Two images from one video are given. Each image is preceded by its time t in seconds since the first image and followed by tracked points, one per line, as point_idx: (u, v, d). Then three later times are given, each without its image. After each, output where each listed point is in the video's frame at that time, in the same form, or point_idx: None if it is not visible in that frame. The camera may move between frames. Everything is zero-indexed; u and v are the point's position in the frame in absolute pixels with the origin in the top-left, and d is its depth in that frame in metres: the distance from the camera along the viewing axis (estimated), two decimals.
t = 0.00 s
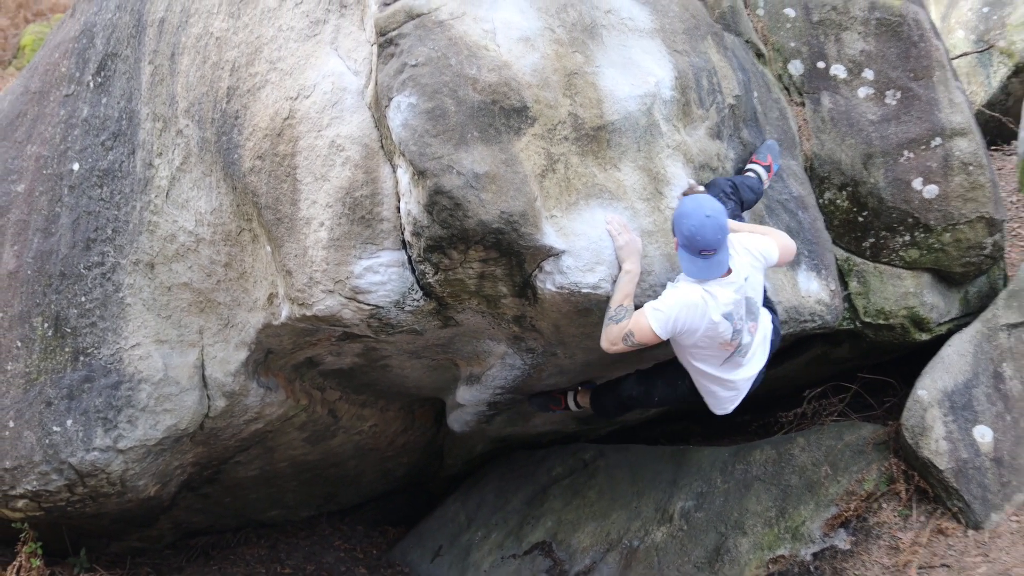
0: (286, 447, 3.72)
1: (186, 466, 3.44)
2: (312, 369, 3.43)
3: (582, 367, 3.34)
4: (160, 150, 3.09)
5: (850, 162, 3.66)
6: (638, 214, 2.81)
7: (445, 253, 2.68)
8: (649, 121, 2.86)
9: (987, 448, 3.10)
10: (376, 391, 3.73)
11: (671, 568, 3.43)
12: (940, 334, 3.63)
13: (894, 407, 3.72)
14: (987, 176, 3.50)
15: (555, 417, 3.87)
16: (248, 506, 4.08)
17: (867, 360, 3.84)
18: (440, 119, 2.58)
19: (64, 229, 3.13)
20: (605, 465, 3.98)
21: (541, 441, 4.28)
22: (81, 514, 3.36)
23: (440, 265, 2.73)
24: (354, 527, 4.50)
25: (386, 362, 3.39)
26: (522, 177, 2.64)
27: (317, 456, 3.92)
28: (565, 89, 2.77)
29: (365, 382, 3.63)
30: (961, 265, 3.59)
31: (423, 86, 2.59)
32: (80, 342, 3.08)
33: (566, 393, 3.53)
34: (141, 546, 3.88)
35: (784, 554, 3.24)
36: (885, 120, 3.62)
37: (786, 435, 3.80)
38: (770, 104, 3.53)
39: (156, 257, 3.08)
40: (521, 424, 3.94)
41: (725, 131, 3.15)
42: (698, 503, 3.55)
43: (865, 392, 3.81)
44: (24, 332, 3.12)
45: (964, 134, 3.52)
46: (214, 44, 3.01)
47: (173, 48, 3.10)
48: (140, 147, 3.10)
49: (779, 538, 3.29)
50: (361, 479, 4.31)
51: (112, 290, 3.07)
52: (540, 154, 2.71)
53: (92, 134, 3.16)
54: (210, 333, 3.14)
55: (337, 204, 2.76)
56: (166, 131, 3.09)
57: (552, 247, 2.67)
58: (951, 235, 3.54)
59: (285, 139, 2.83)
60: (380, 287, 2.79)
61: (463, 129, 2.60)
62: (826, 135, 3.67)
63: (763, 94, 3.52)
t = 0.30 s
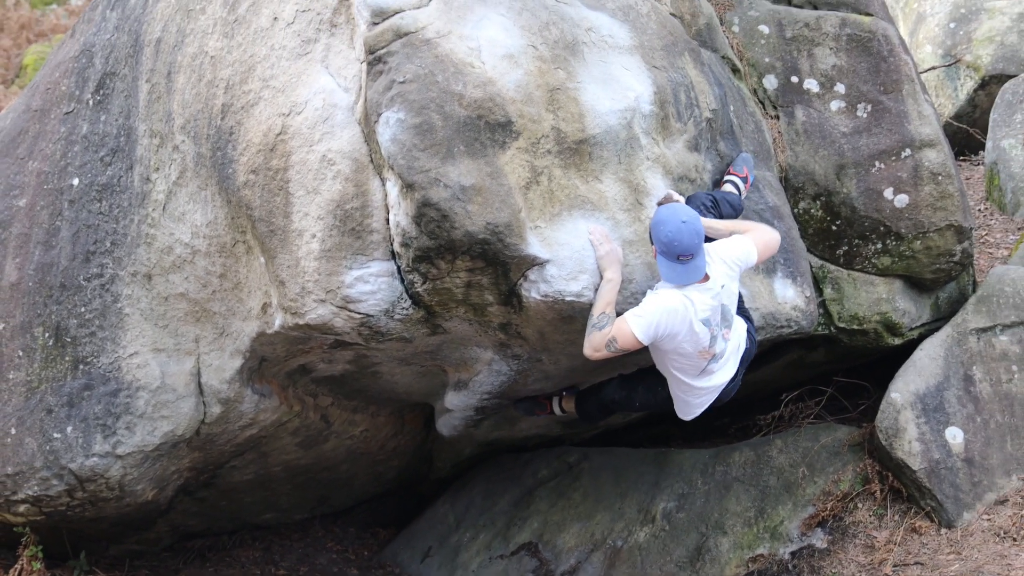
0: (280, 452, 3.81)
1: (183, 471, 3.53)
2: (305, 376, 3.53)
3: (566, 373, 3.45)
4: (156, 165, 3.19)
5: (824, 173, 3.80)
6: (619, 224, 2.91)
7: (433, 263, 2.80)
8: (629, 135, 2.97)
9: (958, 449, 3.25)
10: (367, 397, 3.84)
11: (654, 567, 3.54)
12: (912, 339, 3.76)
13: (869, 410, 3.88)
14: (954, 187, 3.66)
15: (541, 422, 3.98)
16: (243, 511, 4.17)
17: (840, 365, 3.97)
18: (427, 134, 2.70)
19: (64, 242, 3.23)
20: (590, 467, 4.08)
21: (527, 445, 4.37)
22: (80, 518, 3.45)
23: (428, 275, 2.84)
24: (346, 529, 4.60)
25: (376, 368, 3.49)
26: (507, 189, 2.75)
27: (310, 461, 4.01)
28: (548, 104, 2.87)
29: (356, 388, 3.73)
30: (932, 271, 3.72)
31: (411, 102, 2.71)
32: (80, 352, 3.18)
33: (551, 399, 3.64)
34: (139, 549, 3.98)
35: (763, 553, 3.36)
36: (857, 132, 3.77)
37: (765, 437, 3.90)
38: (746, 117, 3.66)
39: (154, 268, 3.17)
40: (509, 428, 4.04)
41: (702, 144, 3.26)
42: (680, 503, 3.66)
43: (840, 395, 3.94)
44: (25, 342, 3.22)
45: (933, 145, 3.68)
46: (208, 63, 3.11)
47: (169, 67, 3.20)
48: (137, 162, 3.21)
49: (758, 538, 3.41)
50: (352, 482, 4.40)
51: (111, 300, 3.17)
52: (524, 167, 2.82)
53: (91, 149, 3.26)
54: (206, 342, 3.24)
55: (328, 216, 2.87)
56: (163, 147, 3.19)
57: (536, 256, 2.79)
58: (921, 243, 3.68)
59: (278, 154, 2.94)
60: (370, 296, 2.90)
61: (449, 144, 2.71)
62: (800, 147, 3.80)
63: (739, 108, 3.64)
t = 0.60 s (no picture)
0: (275, 456, 3.81)
1: (178, 475, 3.53)
2: (301, 381, 3.53)
3: (562, 379, 3.46)
4: (153, 169, 3.20)
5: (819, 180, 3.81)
6: (616, 230, 2.92)
7: (429, 268, 2.80)
8: (624, 141, 2.98)
9: (954, 456, 3.26)
10: (362, 402, 3.84)
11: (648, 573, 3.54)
12: (907, 346, 3.77)
13: (864, 417, 3.87)
14: (951, 194, 3.66)
15: (537, 428, 3.98)
16: (239, 515, 4.18)
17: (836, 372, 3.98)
18: (424, 139, 2.70)
19: (60, 246, 3.24)
20: (585, 473, 4.08)
21: (524, 450, 4.36)
22: (75, 522, 3.45)
23: (424, 280, 2.85)
24: (341, 534, 4.60)
25: (372, 374, 3.49)
26: (502, 195, 2.76)
27: (306, 466, 4.01)
28: (544, 110, 2.88)
29: (352, 393, 3.73)
30: (927, 278, 3.74)
31: (407, 107, 2.70)
32: (76, 355, 3.18)
33: (545, 406, 3.66)
34: (134, 553, 3.98)
35: (758, 560, 3.37)
36: (853, 139, 3.78)
37: (760, 443, 3.91)
38: (742, 124, 3.66)
39: (150, 273, 3.18)
40: (505, 434, 4.04)
41: (698, 151, 3.27)
42: (675, 510, 3.66)
43: (835, 402, 3.95)
44: (20, 345, 3.22)
45: (928, 152, 3.70)
46: (205, 68, 3.12)
47: (166, 71, 3.21)
48: (134, 167, 3.21)
49: (753, 544, 3.42)
50: (348, 487, 4.40)
51: (107, 304, 3.18)
52: (520, 173, 2.82)
53: (87, 153, 3.27)
54: (202, 346, 3.24)
55: (324, 222, 2.87)
56: (159, 151, 3.20)
57: (532, 262, 2.79)
58: (916, 250, 3.69)
59: (274, 158, 2.94)
60: (366, 301, 2.90)
61: (445, 150, 2.72)
62: (796, 155, 3.81)
63: (735, 115, 3.65)
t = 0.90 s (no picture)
0: (279, 462, 3.81)
1: (181, 481, 3.53)
2: (304, 387, 3.54)
3: (565, 385, 3.46)
4: (156, 175, 3.20)
5: (822, 187, 3.81)
6: (618, 237, 2.92)
7: (433, 274, 2.80)
8: (628, 148, 2.98)
9: (957, 464, 3.26)
10: (365, 408, 3.84)
11: None
12: (910, 353, 3.78)
13: (866, 424, 3.88)
14: (953, 202, 3.69)
15: (539, 434, 3.98)
16: (242, 520, 4.18)
17: (839, 379, 3.98)
18: (427, 146, 2.70)
19: (64, 252, 3.24)
20: (588, 480, 4.07)
21: (527, 457, 4.35)
22: (79, 527, 3.46)
23: (427, 286, 2.85)
24: (344, 540, 4.60)
25: (375, 380, 3.49)
26: (505, 202, 2.76)
27: (309, 472, 4.01)
28: (547, 117, 2.89)
29: (356, 399, 3.73)
30: (930, 286, 3.74)
31: (410, 114, 2.71)
32: (79, 361, 3.18)
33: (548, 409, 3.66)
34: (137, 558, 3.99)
35: (762, 567, 3.38)
36: (856, 146, 3.79)
37: (763, 450, 3.91)
38: (745, 131, 3.66)
39: (153, 278, 3.19)
40: (508, 440, 4.03)
41: (701, 157, 3.27)
42: (678, 516, 3.66)
43: (838, 410, 3.96)
44: (24, 350, 3.22)
45: (931, 160, 3.72)
46: (208, 74, 3.12)
47: (169, 77, 3.22)
48: (137, 172, 3.22)
49: (756, 551, 3.42)
50: (351, 493, 4.39)
51: (110, 310, 3.18)
52: (523, 180, 2.82)
53: (91, 159, 3.27)
54: (205, 352, 3.24)
55: (328, 228, 2.88)
56: (163, 157, 3.20)
57: (535, 268, 2.79)
58: (919, 257, 3.69)
59: (277, 165, 2.95)
60: (369, 307, 2.90)
61: (448, 156, 2.72)
62: (799, 162, 3.81)
63: (738, 122, 3.66)
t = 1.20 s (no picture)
0: (290, 471, 3.81)
1: (192, 490, 3.54)
2: (315, 396, 3.54)
3: (576, 395, 3.46)
4: (168, 184, 3.22)
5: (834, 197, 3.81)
6: (630, 246, 2.92)
7: (444, 283, 2.80)
8: (639, 156, 2.99)
9: (969, 474, 3.25)
10: (376, 417, 3.83)
11: None
12: (922, 362, 3.77)
13: (878, 433, 3.86)
14: (965, 211, 3.70)
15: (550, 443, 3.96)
16: (254, 528, 4.19)
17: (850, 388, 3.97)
18: (439, 154, 2.70)
19: (76, 260, 3.25)
20: (599, 489, 4.06)
21: (538, 466, 4.34)
22: (90, 535, 3.47)
23: (438, 295, 2.85)
24: (356, 549, 4.60)
25: (387, 389, 3.49)
26: (517, 211, 2.76)
27: (320, 480, 4.01)
28: (559, 126, 2.89)
29: (368, 407, 3.73)
30: (942, 295, 3.75)
31: (422, 123, 2.72)
32: (91, 369, 3.19)
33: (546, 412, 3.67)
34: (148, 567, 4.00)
35: None
36: (867, 156, 3.79)
37: (774, 459, 3.91)
38: (757, 140, 3.66)
39: (165, 287, 3.20)
40: (520, 449, 4.02)
41: (713, 166, 3.27)
42: (689, 526, 3.64)
43: (849, 419, 3.95)
44: (36, 359, 3.22)
45: (943, 169, 3.73)
46: (220, 82, 3.14)
47: (182, 86, 3.23)
48: (149, 181, 3.23)
49: (768, 561, 3.41)
50: (362, 501, 4.39)
51: (122, 318, 3.19)
52: (534, 189, 2.83)
53: (104, 167, 3.29)
54: (216, 360, 3.25)
55: (340, 236, 2.88)
56: (175, 166, 3.22)
57: (546, 278, 2.79)
58: (931, 267, 3.70)
59: (289, 173, 2.95)
60: (381, 316, 2.91)
61: (460, 165, 2.72)
62: (811, 171, 3.80)
63: (750, 131, 3.66)
